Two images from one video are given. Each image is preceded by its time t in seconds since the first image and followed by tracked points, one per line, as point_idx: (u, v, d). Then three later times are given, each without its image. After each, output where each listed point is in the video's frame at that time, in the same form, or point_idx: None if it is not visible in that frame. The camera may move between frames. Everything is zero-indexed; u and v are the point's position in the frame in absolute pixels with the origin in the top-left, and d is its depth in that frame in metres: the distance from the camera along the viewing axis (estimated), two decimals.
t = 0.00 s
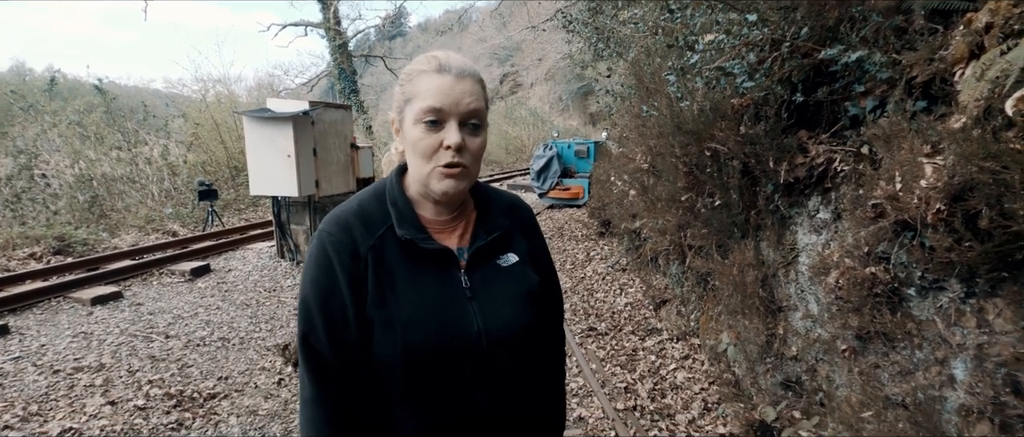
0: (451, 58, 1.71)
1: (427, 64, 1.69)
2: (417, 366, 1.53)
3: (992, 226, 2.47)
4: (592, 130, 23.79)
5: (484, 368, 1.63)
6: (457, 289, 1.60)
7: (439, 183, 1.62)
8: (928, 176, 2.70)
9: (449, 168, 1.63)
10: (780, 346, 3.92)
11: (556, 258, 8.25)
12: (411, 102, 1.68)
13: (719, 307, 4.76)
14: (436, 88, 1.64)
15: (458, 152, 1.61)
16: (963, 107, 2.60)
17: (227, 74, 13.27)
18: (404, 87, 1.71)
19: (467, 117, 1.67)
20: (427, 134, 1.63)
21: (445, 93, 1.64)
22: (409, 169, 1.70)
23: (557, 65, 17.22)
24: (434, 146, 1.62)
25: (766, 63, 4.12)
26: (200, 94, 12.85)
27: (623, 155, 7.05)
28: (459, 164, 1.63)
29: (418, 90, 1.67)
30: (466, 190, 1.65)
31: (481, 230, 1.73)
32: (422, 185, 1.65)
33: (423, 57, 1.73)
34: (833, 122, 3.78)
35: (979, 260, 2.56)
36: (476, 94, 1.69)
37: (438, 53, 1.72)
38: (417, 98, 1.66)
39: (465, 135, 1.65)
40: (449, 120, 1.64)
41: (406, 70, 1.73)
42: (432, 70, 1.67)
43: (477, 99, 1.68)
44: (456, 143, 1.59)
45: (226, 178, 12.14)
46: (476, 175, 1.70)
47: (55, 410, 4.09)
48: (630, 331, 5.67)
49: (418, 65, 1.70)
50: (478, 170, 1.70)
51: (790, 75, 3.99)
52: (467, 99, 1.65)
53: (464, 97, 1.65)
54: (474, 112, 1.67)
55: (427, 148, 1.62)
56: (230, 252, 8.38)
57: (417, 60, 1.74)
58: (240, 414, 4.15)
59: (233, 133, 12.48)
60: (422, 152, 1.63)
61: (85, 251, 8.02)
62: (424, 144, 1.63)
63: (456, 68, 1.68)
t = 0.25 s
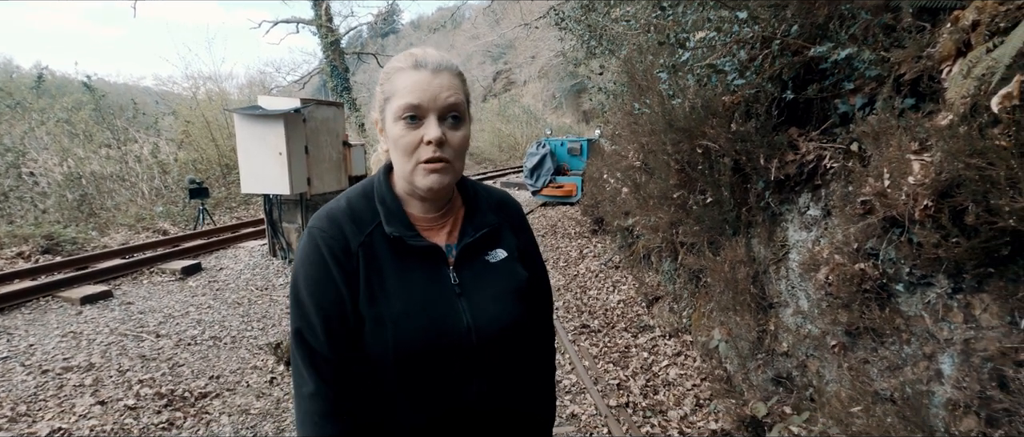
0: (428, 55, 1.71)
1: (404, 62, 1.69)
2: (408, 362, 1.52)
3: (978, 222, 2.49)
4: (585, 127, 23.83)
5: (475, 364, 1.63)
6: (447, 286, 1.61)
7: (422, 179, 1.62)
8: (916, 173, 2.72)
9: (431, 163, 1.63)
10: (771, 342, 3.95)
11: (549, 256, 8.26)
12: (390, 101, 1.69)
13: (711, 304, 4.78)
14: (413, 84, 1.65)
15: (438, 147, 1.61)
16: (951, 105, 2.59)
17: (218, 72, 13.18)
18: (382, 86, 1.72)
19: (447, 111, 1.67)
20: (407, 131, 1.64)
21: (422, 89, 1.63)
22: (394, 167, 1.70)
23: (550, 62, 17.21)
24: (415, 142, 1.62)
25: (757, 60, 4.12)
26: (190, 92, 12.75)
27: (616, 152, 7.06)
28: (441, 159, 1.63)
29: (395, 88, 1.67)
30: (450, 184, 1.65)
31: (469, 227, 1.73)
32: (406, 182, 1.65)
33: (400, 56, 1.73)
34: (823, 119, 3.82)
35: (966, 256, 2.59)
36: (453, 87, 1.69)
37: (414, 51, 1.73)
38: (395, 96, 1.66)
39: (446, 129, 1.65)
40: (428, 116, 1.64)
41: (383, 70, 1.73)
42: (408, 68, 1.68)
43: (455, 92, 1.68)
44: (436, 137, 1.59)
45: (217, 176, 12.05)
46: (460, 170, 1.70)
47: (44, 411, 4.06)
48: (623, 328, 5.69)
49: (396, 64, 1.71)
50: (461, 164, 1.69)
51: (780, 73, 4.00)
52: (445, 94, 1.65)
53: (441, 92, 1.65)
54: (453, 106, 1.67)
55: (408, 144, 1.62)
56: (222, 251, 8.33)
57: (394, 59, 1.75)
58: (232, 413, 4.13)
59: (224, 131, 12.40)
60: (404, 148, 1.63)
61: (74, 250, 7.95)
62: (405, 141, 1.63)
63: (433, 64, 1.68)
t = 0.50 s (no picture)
0: (416, 55, 1.72)
1: (393, 63, 1.71)
2: (402, 361, 1.53)
3: (969, 222, 2.51)
4: (581, 127, 23.88)
5: (469, 363, 1.63)
6: (441, 285, 1.61)
7: (413, 177, 1.62)
8: (907, 173, 2.75)
9: (421, 161, 1.63)
10: (765, 341, 3.97)
11: (545, 256, 8.28)
12: (380, 101, 1.70)
13: (706, 303, 4.80)
14: (401, 83, 1.66)
15: (427, 145, 1.61)
16: (941, 105, 2.60)
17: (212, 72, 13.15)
18: (371, 88, 1.73)
19: (435, 110, 1.67)
20: (396, 131, 1.64)
21: (410, 89, 1.64)
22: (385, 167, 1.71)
23: (546, 62, 17.22)
24: (404, 141, 1.62)
25: (751, 61, 4.14)
26: (185, 92, 12.71)
27: (611, 152, 7.08)
28: (431, 156, 1.63)
29: (384, 89, 1.68)
30: (441, 182, 1.65)
31: (463, 226, 1.73)
32: (397, 181, 1.66)
33: (388, 57, 1.75)
34: (816, 119, 3.83)
35: (957, 255, 2.61)
36: (442, 86, 1.69)
37: (402, 52, 1.74)
38: (384, 97, 1.67)
39: (434, 127, 1.65)
40: (417, 114, 1.65)
41: (371, 72, 1.75)
42: (396, 69, 1.69)
43: (444, 90, 1.69)
44: (424, 135, 1.60)
45: (212, 176, 12.01)
46: (450, 168, 1.70)
47: (37, 412, 4.04)
48: (618, 328, 5.70)
49: (384, 65, 1.72)
50: (452, 161, 1.70)
51: (774, 73, 4.02)
52: (433, 92, 1.66)
53: (429, 90, 1.65)
54: (442, 104, 1.67)
55: (397, 143, 1.63)
56: (216, 251, 8.31)
57: (382, 60, 1.76)
58: (227, 414, 4.12)
59: (218, 131, 12.36)
60: (394, 148, 1.64)
61: (67, 251, 7.91)
62: (394, 140, 1.63)
63: (420, 64, 1.69)
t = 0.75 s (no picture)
0: (404, 56, 1.73)
1: (380, 64, 1.71)
2: (395, 360, 1.53)
3: (955, 221, 2.54)
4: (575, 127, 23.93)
5: (460, 362, 1.64)
6: (433, 284, 1.62)
7: (403, 176, 1.62)
8: (895, 172, 2.78)
9: (411, 160, 1.63)
10: (757, 340, 4.00)
11: (539, 256, 8.30)
12: (369, 102, 1.70)
13: (698, 302, 4.82)
14: (389, 83, 1.66)
15: (416, 143, 1.61)
16: (927, 105, 2.63)
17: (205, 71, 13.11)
18: (360, 89, 1.74)
19: (424, 108, 1.68)
20: (385, 130, 1.64)
21: (398, 88, 1.65)
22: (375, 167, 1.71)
23: (540, 62, 17.23)
24: (393, 141, 1.63)
25: (742, 61, 4.17)
26: (177, 91, 12.65)
27: (605, 152, 7.10)
28: (421, 155, 1.63)
29: (372, 90, 1.68)
30: (432, 180, 1.65)
31: (454, 226, 1.74)
32: (387, 181, 1.66)
33: (376, 58, 1.75)
34: (807, 119, 3.85)
35: (944, 253, 2.64)
36: (430, 85, 1.70)
37: (390, 52, 1.74)
38: (372, 97, 1.68)
39: (423, 126, 1.66)
40: (405, 114, 1.65)
41: (359, 73, 1.75)
42: (384, 69, 1.69)
43: (432, 89, 1.69)
44: (413, 134, 1.60)
45: (205, 177, 11.94)
46: (440, 166, 1.70)
47: (27, 414, 4.01)
48: (612, 327, 5.72)
49: (372, 66, 1.72)
50: (442, 160, 1.70)
51: (764, 73, 4.04)
52: (421, 91, 1.67)
53: (417, 89, 1.66)
54: (430, 103, 1.68)
55: (387, 143, 1.63)
56: (209, 251, 8.27)
57: (370, 61, 1.77)
58: (220, 415, 4.11)
59: (211, 131, 12.30)
60: (384, 147, 1.64)
61: (58, 251, 7.86)
62: (383, 139, 1.63)
63: (408, 63, 1.70)
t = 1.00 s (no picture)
0: (391, 55, 1.74)
1: (368, 64, 1.72)
2: (387, 361, 1.54)
3: (942, 220, 2.57)
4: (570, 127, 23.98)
5: (454, 362, 1.65)
6: (426, 284, 1.62)
7: (396, 174, 1.63)
8: (883, 172, 2.81)
9: (403, 158, 1.64)
10: (749, 339, 4.03)
11: (534, 255, 8.32)
12: (358, 102, 1.71)
13: (692, 301, 4.84)
14: (378, 82, 1.67)
15: (408, 141, 1.62)
16: (915, 105, 2.65)
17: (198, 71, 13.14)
18: (348, 90, 1.74)
19: (414, 106, 1.69)
20: (375, 130, 1.65)
21: (387, 87, 1.65)
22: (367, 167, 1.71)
23: (535, 62, 17.24)
24: (384, 139, 1.63)
25: (734, 61, 4.19)
26: (170, 91, 12.62)
27: (599, 152, 7.12)
28: (413, 153, 1.64)
29: (360, 89, 1.69)
30: (425, 178, 1.66)
31: (447, 225, 1.75)
32: (380, 180, 1.67)
33: (363, 58, 1.76)
34: (798, 119, 3.87)
35: (931, 252, 2.66)
36: (419, 83, 1.71)
37: (377, 53, 1.76)
38: (361, 97, 1.68)
39: (414, 123, 1.67)
40: (396, 112, 1.66)
41: (347, 73, 1.76)
42: (372, 69, 1.70)
43: (420, 86, 1.70)
44: (405, 131, 1.61)
45: (199, 177, 11.90)
46: (433, 163, 1.71)
47: (18, 416, 4.00)
48: (606, 326, 5.74)
49: (359, 67, 1.73)
50: (434, 157, 1.70)
51: (756, 74, 4.06)
52: (411, 89, 1.68)
53: (406, 87, 1.67)
54: (419, 101, 1.69)
55: (378, 142, 1.63)
56: (203, 252, 8.24)
57: (357, 61, 1.77)
58: (213, 416, 4.10)
59: (204, 131, 12.25)
60: (375, 147, 1.64)
61: (50, 252, 7.81)
62: (374, 139, 1.64)
63: (396, 62, 1.71)
